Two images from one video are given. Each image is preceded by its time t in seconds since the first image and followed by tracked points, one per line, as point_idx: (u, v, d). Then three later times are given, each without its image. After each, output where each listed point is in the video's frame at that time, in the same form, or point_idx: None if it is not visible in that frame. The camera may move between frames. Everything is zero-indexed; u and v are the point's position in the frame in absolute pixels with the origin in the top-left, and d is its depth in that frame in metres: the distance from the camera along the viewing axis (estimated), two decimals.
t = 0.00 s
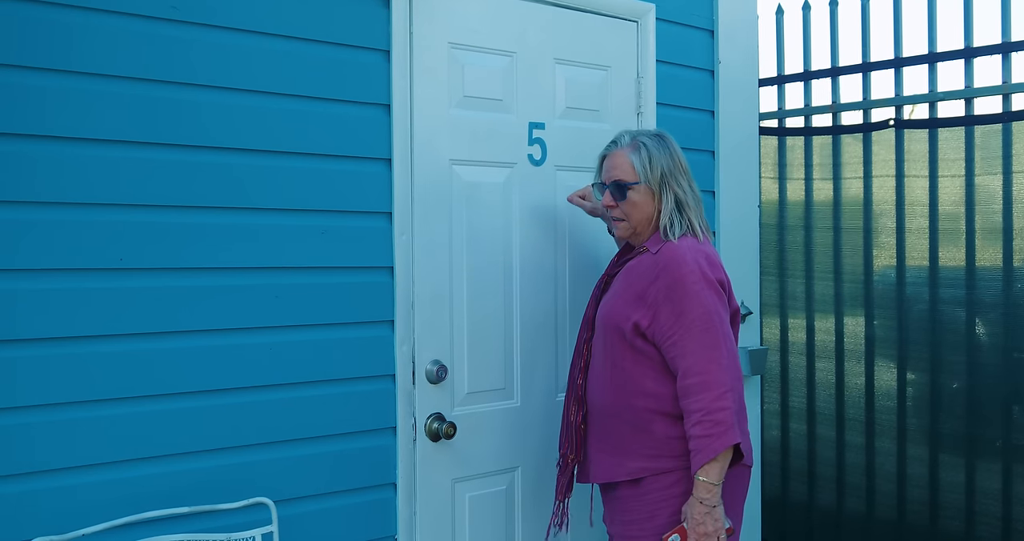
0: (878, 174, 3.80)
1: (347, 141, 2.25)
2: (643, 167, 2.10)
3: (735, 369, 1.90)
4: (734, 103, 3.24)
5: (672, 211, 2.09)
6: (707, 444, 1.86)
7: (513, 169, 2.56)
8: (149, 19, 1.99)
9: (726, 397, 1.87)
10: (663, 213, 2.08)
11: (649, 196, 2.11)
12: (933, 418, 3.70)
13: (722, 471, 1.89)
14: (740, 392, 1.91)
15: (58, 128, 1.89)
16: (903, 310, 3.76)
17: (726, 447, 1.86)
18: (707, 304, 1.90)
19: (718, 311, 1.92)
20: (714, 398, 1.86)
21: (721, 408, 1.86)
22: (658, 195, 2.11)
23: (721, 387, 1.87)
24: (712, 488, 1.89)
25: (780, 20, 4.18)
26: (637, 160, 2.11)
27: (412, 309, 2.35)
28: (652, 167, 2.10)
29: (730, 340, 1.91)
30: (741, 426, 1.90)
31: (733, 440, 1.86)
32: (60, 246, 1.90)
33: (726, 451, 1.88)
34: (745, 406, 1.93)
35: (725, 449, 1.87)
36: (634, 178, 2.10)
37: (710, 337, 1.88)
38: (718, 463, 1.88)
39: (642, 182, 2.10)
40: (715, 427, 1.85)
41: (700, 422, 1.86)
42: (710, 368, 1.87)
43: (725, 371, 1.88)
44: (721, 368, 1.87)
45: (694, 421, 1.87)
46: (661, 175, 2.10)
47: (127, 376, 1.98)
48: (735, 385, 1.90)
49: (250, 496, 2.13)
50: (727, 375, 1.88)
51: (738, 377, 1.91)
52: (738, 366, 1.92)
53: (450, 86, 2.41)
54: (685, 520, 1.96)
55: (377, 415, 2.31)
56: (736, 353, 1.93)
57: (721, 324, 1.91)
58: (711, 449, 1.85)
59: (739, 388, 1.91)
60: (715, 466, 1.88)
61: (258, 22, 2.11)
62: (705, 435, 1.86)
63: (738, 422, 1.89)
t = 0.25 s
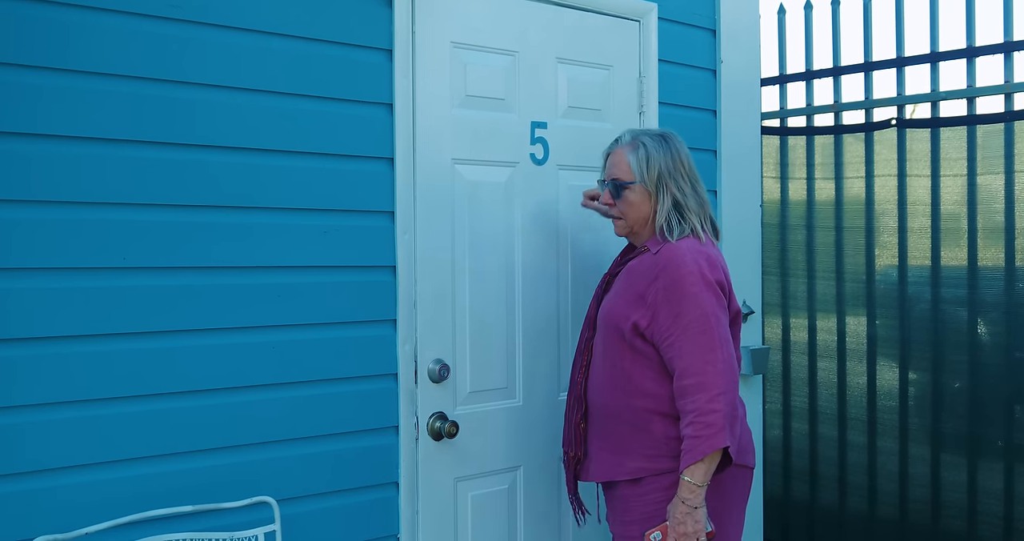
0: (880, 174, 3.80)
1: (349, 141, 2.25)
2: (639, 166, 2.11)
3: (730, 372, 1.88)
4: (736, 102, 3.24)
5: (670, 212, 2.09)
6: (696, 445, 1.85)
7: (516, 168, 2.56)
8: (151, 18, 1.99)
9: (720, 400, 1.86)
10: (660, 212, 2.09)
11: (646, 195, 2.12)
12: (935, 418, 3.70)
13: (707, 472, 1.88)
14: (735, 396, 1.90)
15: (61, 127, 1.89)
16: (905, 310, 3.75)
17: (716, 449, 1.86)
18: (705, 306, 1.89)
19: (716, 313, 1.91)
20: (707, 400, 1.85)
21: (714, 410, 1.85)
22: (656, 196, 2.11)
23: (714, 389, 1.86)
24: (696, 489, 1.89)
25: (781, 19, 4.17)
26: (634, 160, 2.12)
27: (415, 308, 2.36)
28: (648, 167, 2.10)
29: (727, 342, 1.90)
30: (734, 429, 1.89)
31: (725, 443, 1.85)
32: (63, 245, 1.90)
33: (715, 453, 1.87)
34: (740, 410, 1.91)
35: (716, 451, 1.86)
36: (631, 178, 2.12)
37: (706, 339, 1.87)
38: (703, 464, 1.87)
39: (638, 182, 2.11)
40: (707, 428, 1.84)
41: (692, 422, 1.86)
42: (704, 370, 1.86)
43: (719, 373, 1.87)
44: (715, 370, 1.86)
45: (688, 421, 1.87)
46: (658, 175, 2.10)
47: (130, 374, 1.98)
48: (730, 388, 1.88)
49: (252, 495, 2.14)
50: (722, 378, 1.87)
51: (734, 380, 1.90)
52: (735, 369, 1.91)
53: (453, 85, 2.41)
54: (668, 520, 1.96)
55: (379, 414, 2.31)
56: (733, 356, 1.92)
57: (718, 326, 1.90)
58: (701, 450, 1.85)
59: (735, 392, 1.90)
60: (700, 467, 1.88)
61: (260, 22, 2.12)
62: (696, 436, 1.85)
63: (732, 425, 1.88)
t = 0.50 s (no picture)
0: (881, 173, 3.79)
1: (350, 140, 2.25)
2: (636, 165, 2.11)
3: (728, 372, 1.88)
4: (737, 102, 3.23)
5: (666, 212, 2.08)
6: (695, 446, 1.85)
7: (517, 167, 2.56)
8: (153, 17, 1.99)
9: (718, 400, 1.85)
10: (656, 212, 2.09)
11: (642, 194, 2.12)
12: (936, 417, 3.70)
13: (707, 473, 1.88)
14: (735, 395, 1.90)
15: (63, 126, 1.90)
16: (906, 309, 3.75)
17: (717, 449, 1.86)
18: (701, 305, 1.89)
19: (713, 313, 1.90)
20: (706, 400, 1.85)
21: (712, 411, 1.85)
22: (652, 195, 2.11)
23: (713, 388, 1.85)
24: (696, 489, 1.89)
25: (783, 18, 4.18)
26: (630, 159, 2.12)
27: (416, 307, 2.36)
28: (644, 166, 2.11)
29: (725, 342, 1.90)
30: (734, 428, 1.88)
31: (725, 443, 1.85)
32: (65, 243, 1.90)
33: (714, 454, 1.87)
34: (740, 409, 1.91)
35: (716, 451, 1.86)
36: (628, 177, 2.12)
37: (703, 339, 1.87)
38: (703, 464, 1.87)
39: (635, 180, 2.11)
40: (706, 429, 1.84)
41: (690, 423, 1.86)
42: (702, 370, 1.86)
43: (718, 373, 1.86)
44: (713, 369, 1.86)
45: (686, 422, 1.87)
46: (654, 174, 2.10)
47: (131, 373, 1.98)
48: (728, 388, 1.88)
49: (253, 494, 2.14)
50: (720, 377, 1.86)
51: (733, 380, 1.90)
52: (733, 368, 1.90)
53: (454, 85, 2.42)
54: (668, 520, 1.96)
55: (380, 413, 2.32)
56: (732, 355, 1.92)
57: (716, 326, 1.89)
58: (701, 451, 1.85)
59: (734, 391, 1.89)
60: (700, 467, 1.88)
61: (261, 21, 2.12)
62: (696, 437, 1.85)
63: (731, 425, 1.88)
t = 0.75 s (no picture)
0: (883, 172, 3.79)
1: (350, 138, 2.25)
2: (628, 163, 2.11)
3: (731, 367, 1.88)
4: (738, 101, 3.23)
5: (658, 210, 2.08)
6: (702, 443, 1.85)
7: (518, 166, 2.56)
8: (154, 15, 1.99)
9: (722, 396, 1.86)
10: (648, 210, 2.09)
11: (634, 192, 2.12)
12: (937, 416, 3.69)
13: (714, 470, 1.88)
14: (739, 389, 1.90)
15: (63, 124, 1.90)
16: (908, 308, 3.75)
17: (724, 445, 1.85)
18: (700, 301, 1.89)
19: (713, 308, 1.90)
20: (710, 396, 1.85)
21: (717, 407, 1.85)
22: (646, 193, 2.11)
23: (716, 384, 1.85)
24: (704, 486, 1.89)
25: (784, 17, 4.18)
26: (623, 156, 2.13)
27: (417, 305, 2.36)
28: (637, 163, 2.11)
29: (726, 337, 1.90)
30: (739, 422, 1.88)
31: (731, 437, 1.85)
32: (65, 242, 1.90)
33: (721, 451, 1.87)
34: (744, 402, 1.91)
35: (723, 447, 1.86)
36: (621, 175, 2.13)
37: (704, 335, 1.87)
38: (710, 461, 1.87)
39: (627, 178, 2.11)
40: (712, 425, 1.84)
41: (695, 421, 1.86)
42: (704, 367, 1.86)
43: (720, 368, 1.87)
44: (716, 365, 1.86)
45: (691, 420, 1.87)
46: (647, 171, 2.10)
47: (132, 371, 1.99)
48: (732, 383, 1.88)
49: (254, 492, 2.14)
50: (722, 372, 1.86)
51: (736, 374, 1.90)
52: (736, 363, 1.90)
53: (455, 83, 2.41)
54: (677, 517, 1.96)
55: (380, 412, 2.31)
56: (734, 349, 1.92)
57: (716, 321, 1.89)
58: (709, 447, 1.84)
59: (738, 386, 1.89)
60: (707, 464, 1.88)
61: (262, 19, 2.12)
62: (702, 434, 1.85)
63: (736, 420, 1.88)
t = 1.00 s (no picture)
0: (884, 171, 3.78)
1: (352, 136, 2.25)
2: (614, 163, 2.14)
3: (736, 363, 1.89)
4: (739, 100, 3.23)
5: (641, 210, 2.09)
6: (712, 442, 1.85)
7: (519, 165, 2.56)
8: (155, 13, 1.99)
9: (729, 392, 1.86)
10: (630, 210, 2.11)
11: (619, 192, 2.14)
12: (938, 415, 3.69)
13: (730, 467, 1.88)
14: (745, 385, 1.91)
15: (64, 123, 1.90)
16: (909, 307, 3.74)
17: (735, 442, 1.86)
18: (700, 299, 1.88)
19: (714, 305, 1.90)
20: (717, 394, 1.85)
21: (725, 404, 1.85)
22: (630, 193, 2.12)
23: (722, 382, 1.86)
24: (721, 484, 1.89)
25: (785, 16, 4.18)
26: (611, 155, 2.16)
27: (418, 304, 2.35)
28: (622, 164, 2.13)
29: (728, 334, 1.89)
30: (748, 417, 1.89)
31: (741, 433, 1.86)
32: (67, 240, 1.90)
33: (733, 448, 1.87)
34: (750, 398, 1.92)
35: (733, 444, 1.86)
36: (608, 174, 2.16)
37: (707, 333, 1.87)
38: (725, 459, 1.87)
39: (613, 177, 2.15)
40: (721, 423, 1.85)
41: (703, 420, 1.86)
42: (710, 365, 1.86)
43: (726, 365, 1.87)
44: (721, 362, 1.86)
45: (698, 419, 1.87)
46: (630, 172, 2.11)
47: (133, 370, 1.99)
48: (738, 379, 1.88)
49: (255, 490, 2.14)
50: (728, 369, 1.87)
51: (740, 370, 1.90)
52: (740, 358, 1.91)
53: (456, 82, 2.41)
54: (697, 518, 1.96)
55: (382, 410, 2.31)
56: (737, 345, 1.92)
57: (718, 318, 1.89)
58: (720, 445, 1.85)
59: (744, 381, 1.90)
60: (722, 463, 1.88)
61: (263, 17, 2.12)
62: (712, 433, 1.85)
63: (743, 416, 1.88)
